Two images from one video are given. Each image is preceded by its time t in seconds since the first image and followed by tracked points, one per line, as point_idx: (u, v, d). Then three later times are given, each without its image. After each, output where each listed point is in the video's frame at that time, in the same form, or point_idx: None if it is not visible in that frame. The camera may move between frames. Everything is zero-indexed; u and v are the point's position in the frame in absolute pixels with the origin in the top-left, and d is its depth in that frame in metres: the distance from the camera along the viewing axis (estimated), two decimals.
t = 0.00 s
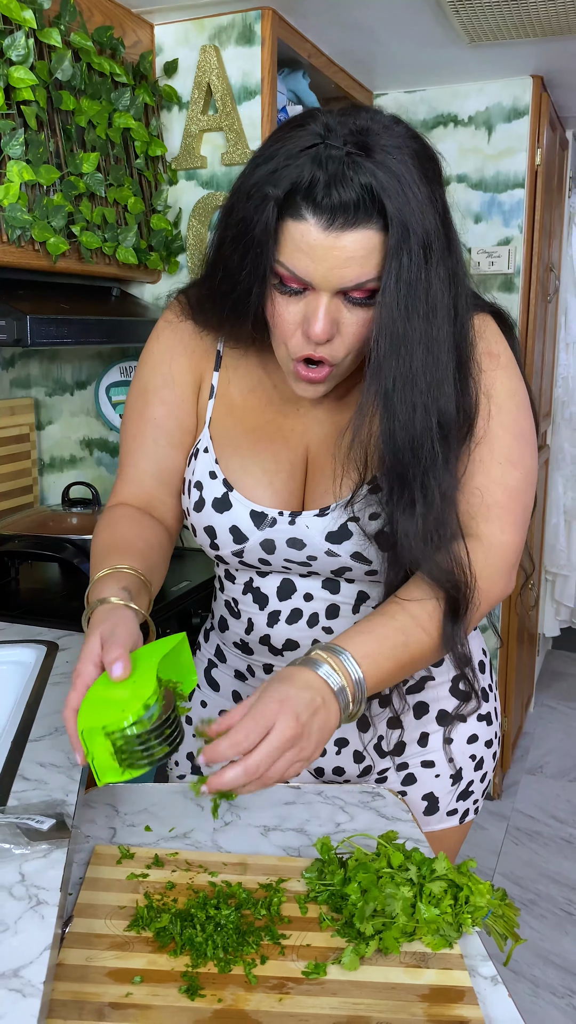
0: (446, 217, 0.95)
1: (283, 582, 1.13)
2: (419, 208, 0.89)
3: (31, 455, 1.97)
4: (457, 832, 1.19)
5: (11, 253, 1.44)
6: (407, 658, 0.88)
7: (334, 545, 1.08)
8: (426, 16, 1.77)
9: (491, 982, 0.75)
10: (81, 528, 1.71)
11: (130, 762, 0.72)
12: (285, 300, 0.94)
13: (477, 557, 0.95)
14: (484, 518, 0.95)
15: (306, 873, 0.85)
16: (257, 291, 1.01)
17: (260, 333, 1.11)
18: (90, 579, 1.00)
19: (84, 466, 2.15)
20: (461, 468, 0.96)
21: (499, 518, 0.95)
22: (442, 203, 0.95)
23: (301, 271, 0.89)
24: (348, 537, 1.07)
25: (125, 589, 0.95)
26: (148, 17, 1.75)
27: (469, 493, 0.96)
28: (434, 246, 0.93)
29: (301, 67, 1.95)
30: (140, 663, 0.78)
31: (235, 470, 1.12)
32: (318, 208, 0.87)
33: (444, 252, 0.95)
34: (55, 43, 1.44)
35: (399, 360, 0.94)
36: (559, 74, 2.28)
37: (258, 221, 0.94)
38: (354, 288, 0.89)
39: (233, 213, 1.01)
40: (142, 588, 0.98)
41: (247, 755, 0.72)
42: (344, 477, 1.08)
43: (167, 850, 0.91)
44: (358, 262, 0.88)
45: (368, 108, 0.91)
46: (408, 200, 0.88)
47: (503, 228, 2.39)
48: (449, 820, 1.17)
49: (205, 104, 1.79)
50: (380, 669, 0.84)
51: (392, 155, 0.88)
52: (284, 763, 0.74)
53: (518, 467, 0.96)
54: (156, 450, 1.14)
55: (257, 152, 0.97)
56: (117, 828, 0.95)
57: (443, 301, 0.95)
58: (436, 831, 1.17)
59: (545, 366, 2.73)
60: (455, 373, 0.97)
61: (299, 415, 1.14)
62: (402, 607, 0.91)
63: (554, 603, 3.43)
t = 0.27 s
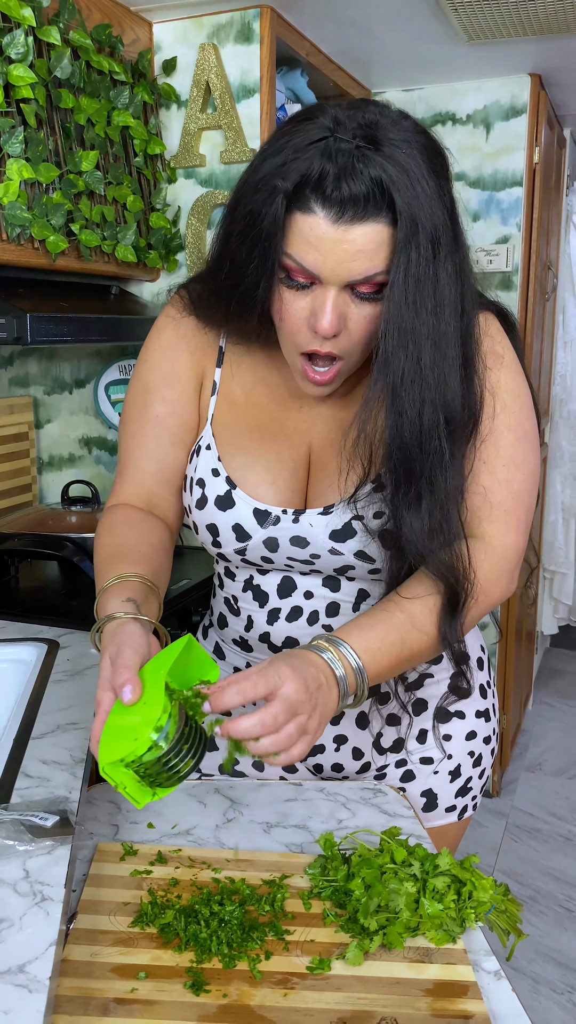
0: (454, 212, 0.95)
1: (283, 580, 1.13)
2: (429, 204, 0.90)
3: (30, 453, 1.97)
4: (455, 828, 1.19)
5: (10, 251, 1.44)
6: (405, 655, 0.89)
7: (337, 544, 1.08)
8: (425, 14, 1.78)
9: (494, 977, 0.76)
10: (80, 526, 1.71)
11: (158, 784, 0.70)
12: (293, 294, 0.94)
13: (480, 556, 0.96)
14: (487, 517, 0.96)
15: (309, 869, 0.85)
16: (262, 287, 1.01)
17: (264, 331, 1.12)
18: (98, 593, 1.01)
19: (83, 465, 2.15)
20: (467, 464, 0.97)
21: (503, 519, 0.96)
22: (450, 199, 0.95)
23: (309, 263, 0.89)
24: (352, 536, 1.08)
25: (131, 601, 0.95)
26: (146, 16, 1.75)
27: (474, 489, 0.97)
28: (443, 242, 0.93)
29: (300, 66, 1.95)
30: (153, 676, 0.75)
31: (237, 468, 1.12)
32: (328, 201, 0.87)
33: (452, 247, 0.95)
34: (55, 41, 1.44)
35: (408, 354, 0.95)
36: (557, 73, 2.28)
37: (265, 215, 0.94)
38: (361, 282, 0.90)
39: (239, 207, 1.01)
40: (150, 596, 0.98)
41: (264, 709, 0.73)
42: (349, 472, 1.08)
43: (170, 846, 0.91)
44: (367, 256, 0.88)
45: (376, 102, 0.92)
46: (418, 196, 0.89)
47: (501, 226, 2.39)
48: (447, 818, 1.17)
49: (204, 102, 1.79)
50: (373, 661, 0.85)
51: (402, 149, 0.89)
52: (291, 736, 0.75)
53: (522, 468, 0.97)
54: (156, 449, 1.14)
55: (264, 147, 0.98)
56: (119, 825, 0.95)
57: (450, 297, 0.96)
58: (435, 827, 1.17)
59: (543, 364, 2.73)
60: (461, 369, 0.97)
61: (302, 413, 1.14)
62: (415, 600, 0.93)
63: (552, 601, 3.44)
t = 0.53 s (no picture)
0: (460, 212, 0.96)
1: (285, 579, 1.14)
2: (436, 202, 0.90)
3: (29, 453, 1.97)
4: (456, 827, 1.20)
5: (10, 251, 1.44)
6: (407, 653, 0.90)
7: (339, 543, 1.09)
8: (423, 14, 1.78)
9: (497, 973, 0.76)
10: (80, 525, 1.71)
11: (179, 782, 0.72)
12: (298, 291, 0.94)
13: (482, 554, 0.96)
14: (490, 516, 0.97)
15: (312, 866, 0.86)
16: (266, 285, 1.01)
17: (267, 328, 1.12)
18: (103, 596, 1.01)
19: (82, 465, 2.15)
20: (471, 462, 0.97)
21: (506, 518, 0.96)
22: (455, 199, 0.96)
23: (315, 260, 0.90)
24: (354, 535, 1.08)
25: (136, 602, 0.95)
26: (145, 16, 1.75)
27: (478, 487, 0.97)
28: (448, 241, 0.93)
29: (298, 65, 1.95)
30: (158, 676, 0.75)
31: (239, 468, 1.12)
32: (335, 198, 0.88)
33: (458, 246, 0.96)
34: (54, 41, 1.44)
35: (414, 352, 0.95)
36: (554, 73, 2.29)
37: (271, 212, 0.94)
38: (367, 278, 0.90)
39: (244, 205, 1.02)
40: (155, 596, 0.98)
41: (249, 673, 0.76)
42: (354, 470, 1.09)
43: (173, 845, 0.91)
44: (374, 252, 0.88)
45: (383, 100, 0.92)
46: (425, 194, 0.89)
47: (499, 226, 2.40)
48: (449, 817, 1.18)
49: (203, 102, 1.79)
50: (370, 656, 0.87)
51: (410, 147, 0.89)
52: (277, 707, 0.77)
53: (524, 468, 0.97)
54: (159, 449, 1.14)
55: (270, 144, 0.98)
56: (122, 824, 0.95)
57: (455, 296, 0.96)
58: (435, 826, 1.17)
59: (540, 363, 2.74)
60: (466, 367, 0.97)
61: (304, 412, 1.15)
62: (418, 596, 0.94)
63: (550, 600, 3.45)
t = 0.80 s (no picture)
0: (457, 211, 0.96)
1: (286, 580, 1.14)
2: (433, 203, 0.91)
3: (27, 454, 1.97)
4: (458, 826, 1.20)
5: (9, 251, 1.44)
6: (403, 658, 0.92)
7: (339, 544, 1.09)
8: (420, 14, 1.78)
9: (499, 970, 0.76)
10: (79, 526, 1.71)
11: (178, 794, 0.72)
12: (296, 291, 0.95)
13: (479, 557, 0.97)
14: (486, 517, 0.97)
15: (314, 865, 0.86)
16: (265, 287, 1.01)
17: (266, 328, 1.13)
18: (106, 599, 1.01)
19: (81, 465, 2.15)
20: (468, 462, 0.97)
21: (502, 521, 0.97)
22: (453, 199, 0.96)
23: (313, 259, 0.90)
24: (353, 536, 1.08)
25: (140, 605, 0.96)
26: (143, 16, 1.76)
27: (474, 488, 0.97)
28: (446, 241, 0.93)
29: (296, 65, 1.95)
30: (156, 689, 0.76)
31: (239, 468, 1.12)
32: (333, 198, 0.88)
33: (456, 246, 0.96)
34: (52, 41, 1.44)
35: (411, 352, 0.96)
36: (552, 73, 2.29)
37: (269, 211, 0.95)
38: (365, 279, 0.90)
39: (242, 205, 1.02)
40: (159, 599, 0.99)
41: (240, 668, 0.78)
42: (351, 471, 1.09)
43: (175, 844, 0.91)
44: (373, 252, 0.89)
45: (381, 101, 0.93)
46: (423, 195, 0.89)
47: (497, 225, 2.40)
48: (451, 816, 1.18)
49: (201, 102, 1.79)
50: (365, 660, 0.88)
51: (409, 147, 0.90)
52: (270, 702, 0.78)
53: (520, 470, 0.97)
54: (160, 450, 1.14)
55: (269, 143, 0.98)
56: (124, 823, 0.95)
57: (453, 296, 0.96)
58: (438, 825, 1.18)
59: (538, 363, 2.75)
60: (463, 367, 0.98)
61: (303, 413, 1.15)
62: (418, 601, 0.95)
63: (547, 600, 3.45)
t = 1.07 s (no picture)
0: (448, 207, 0.96)
1: (286, 581, 1.14)
2: (425, 198, 0.91)
3: (25, 454, 1.97)
4: (458, 826, 1.21)
5: (8, 252, 1.44)
6: (403, 663, 0.92)
7: (338, 544, 1.09)
8: (418, 15, 1.79)
9: (500, 970, 0.77)
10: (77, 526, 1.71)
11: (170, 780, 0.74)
12: (288, 286, 0.95)
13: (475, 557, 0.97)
14: (483, 515, 0.97)
15: (315, 865, 0.86)
16: (261, 284, 1.01)
17: (261, 325, 1.13)
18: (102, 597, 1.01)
19: (79, 466, 2.15)
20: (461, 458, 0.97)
21: (500, 520, 0.97)
22: (444, 195, 0.96)
23: (304, 255, 0.90)
24: (352, 536, 1.08)
25: (135, 602, 0.96)
26: (141, 17, 1.76)
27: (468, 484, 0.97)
28: (438, 237, 0.93)
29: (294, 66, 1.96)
30: (151, 679, 0.76)
31: (238, 469, 1.12)
32: (323, 192, 0.88)
33: (447, 241, 0.95)
34: (52, 42, 1.44)
35: (401, 346, 0.95)
36: (549, 74, 2.30)
37: (260, 207, 0.95)
38: (354, 273, 0.90)
39: (235, 202, 1.02)
40: (155, 596, 0.99)
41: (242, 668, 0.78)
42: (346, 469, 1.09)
43: (176, 844, 0.92)
44: (364, 246, 0.89)
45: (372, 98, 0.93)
46: (414, 190, 0.89)
47: (494, 226, 2.41)
48: (451, 816, 1.19)
49: (200, 103, 1.80)
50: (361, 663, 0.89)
51: (399, 142, 0.90)
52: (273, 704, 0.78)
53: (518, 469, 0.98)
54: (158, 450, 1.15)
55: (261, 141, 0.98)
56: (125, 824, 0.95)
57: (445, 292, 0.96)
58: (439, 826, 1.19)
59: (535, 364, 2.75)
60: (456, 363, 0.97)
61: (301, 413, 1.15)
62: (415, 600, 0.96)
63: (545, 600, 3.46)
